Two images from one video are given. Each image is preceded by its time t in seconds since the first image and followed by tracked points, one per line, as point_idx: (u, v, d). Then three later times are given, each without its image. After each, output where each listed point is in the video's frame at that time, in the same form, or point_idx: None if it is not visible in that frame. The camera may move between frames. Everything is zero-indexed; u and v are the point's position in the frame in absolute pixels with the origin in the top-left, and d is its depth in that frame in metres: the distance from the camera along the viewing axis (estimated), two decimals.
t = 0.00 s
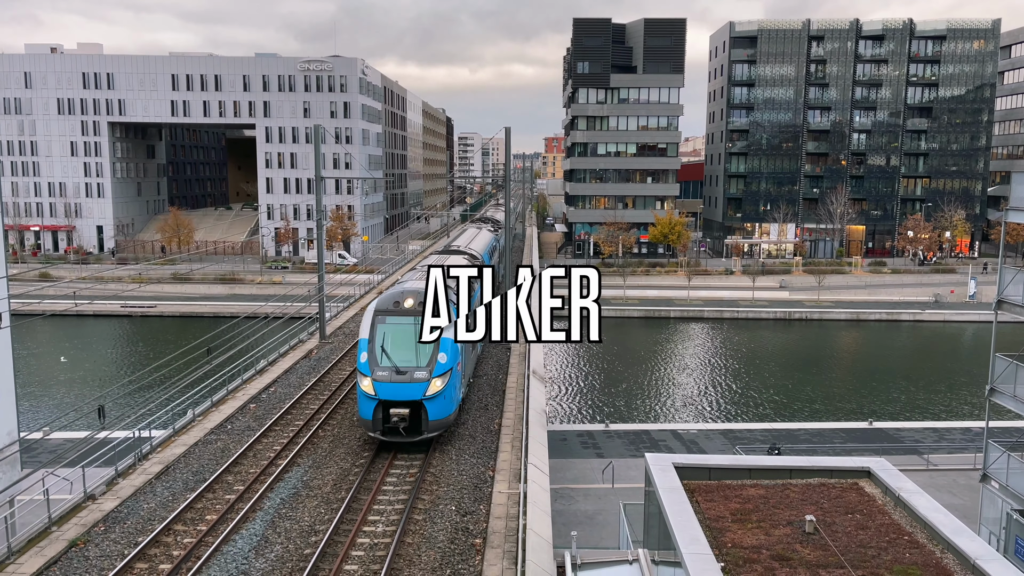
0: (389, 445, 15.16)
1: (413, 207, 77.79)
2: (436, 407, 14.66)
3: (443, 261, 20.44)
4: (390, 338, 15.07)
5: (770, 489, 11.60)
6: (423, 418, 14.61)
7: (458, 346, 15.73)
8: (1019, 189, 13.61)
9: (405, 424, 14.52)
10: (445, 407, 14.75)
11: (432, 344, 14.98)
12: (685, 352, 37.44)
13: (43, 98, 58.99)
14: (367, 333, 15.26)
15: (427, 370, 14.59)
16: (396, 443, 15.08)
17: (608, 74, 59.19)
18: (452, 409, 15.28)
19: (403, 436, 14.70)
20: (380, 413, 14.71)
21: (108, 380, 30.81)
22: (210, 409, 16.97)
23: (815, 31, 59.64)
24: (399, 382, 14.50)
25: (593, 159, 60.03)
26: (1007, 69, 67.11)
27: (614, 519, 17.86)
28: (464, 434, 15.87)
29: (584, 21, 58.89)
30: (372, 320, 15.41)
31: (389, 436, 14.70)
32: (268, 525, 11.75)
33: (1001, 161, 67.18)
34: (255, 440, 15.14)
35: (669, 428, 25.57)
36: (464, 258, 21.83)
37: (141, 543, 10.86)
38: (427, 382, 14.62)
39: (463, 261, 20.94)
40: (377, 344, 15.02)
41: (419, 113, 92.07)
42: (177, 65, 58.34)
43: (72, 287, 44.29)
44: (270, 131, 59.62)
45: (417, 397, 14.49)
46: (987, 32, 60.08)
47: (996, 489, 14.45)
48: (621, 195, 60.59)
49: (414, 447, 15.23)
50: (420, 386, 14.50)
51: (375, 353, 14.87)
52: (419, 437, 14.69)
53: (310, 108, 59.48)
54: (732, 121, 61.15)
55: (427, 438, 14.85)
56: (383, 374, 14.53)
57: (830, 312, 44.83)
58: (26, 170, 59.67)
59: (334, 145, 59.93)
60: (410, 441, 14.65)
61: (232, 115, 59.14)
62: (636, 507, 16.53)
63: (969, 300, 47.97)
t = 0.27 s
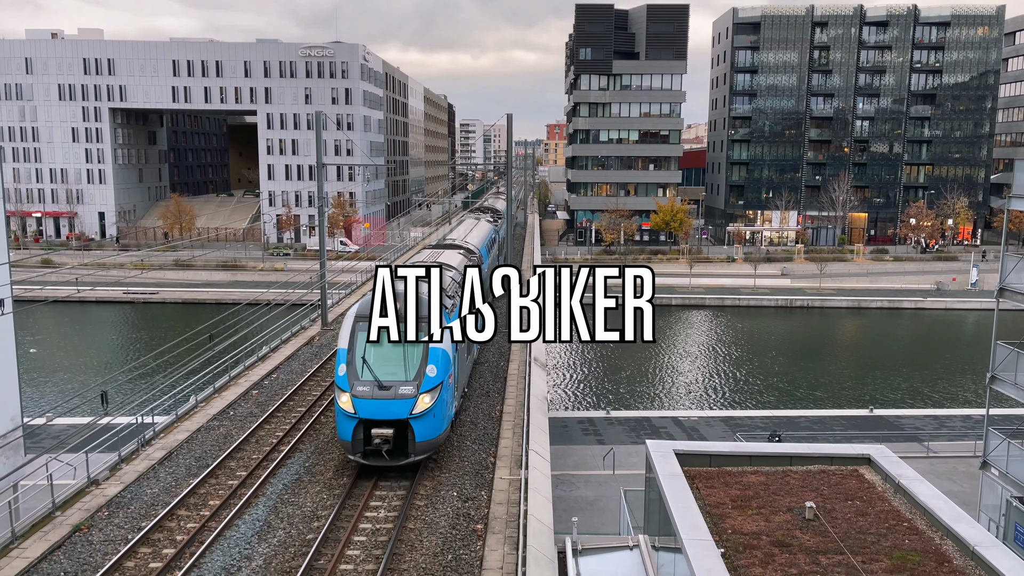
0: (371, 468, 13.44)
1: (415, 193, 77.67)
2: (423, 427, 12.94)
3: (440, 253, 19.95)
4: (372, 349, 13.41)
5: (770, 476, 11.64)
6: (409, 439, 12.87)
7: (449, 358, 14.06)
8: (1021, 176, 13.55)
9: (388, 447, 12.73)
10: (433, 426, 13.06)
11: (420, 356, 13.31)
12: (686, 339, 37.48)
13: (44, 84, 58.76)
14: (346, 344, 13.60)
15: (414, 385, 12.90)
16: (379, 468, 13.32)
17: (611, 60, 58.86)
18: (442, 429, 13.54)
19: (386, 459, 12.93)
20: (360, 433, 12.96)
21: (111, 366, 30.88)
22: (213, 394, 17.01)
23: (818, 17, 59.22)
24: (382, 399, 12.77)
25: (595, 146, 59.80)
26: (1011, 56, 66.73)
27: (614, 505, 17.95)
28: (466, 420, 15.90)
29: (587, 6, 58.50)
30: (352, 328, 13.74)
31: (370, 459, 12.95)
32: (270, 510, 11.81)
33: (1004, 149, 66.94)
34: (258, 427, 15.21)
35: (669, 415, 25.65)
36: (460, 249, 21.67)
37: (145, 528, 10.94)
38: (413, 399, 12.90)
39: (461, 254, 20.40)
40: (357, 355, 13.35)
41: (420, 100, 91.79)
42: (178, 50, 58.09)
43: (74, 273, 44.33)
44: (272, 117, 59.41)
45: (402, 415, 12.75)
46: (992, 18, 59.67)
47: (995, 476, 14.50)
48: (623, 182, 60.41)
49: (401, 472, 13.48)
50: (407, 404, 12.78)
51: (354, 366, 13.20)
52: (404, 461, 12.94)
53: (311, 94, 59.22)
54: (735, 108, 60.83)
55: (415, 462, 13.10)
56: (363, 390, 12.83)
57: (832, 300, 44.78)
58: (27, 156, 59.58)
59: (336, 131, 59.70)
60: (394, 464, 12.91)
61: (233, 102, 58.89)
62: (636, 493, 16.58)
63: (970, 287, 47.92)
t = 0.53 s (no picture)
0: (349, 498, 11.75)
1: (417, 178, 77.48)
2: (409, 453, 11.22)
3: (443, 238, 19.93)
4: (350, 362, 11.68)
5: (772, 460, 11.67)
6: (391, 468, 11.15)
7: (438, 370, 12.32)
8: None
9: (367, 477, 10.99)
10: (419, 451, 11.35)
11: (406, 369, 11.58)
12: (688, 324, 37.53)
13: (46, 67, 58.49)
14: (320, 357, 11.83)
15: (399, 405, 11.18)
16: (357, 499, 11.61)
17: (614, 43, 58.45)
18: (430, 455, 11.80)
19: (365, 490, 11.20)
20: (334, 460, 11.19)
21: (115, 349, 30.98)
22: (215, 378, 17.06)
23: None
24: (359, 422, 11.02)
25: (598, 130, 59.51)
26: (1016, 39, 66.16)
27: (616, 489, 18.02)
28: (468, 405, 15.92)
29: None
30: (327, 336, 12.00)
31: (347, 490, 11.21)
32: (273, 493, 11.87)
33: (1009, 133, 66.55)
34: (261, 411, 15.24)
35: (671, 399, 25.71)
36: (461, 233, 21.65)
37: (149, 510, 11.02)
38: (396, 422, 11.15)
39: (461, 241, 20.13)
40: (332, 370, 11.60)
41: (422, 83, 91.32)
42: (179, 33, 57.81)
43: (77, 258, 44.40)
44: (274, 101, 59.16)
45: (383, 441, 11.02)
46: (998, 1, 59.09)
47: (996, 460, 14.53)
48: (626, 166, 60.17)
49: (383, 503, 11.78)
50: (388, 427, 11.05)
51: (329, 382, 11.47)
52: (386, 492, 11.23)
53: (313, 78, 58.90)
54: (739, 92, 60.44)
55: (397, 494, 11.39)
56: (339, 411, 11.08)
57: (834, 285, 44.73)
58: (29, 140, 59.46)
59: (338, 115, 59.41)
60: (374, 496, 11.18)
61: (235, 85, 58.68)
62: (637, 477, 16.68)
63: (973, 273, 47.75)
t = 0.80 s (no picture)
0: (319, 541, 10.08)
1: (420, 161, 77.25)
2: (388, 493, 9.48)
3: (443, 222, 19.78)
4: (320, 385, 9.89)
5: (773, 443, 11.71)
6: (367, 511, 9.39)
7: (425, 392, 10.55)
8: None
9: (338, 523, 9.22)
10: (400, 491, 9.61)
11: (386, 393, 9.81)
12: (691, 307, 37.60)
13: (48, 49, 58.19)
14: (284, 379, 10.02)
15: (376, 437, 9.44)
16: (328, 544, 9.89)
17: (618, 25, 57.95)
18: (413, 493, 10.04)
19: (335, 537, 9.45)
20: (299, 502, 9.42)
21: (119, 332, 31.05)
22: (219, 360, 17.10)
23: None
24: (328, 458, 9.25)
25: (601, 113, 59.12)
26: None
27: (618, 471, 18.08)
28: (471, 388, 15.97)
29: None
30: (293, 353, 10.21)
31: (314, 538, 9.46)
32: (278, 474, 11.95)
33: (1015, 116, 66.05)
34: (265, 393, 15.30)
35: (673, 382, 25.74)
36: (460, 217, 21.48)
37: (154, 490, 11.12)
38: (373, 457, 9.39)
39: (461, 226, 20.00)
40: (297, 395, 9.83)
41: (425, 65, 90.76)
42: (181, 14, 57.50)
43: (80, 240, 44.43)
44: (276, 83, 58.83)
45: (357, 481, 9.27)
46: None
47: (998, 444, 14.57)
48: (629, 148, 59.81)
49: (360, 550, 10.06)
50: (364, 464, 9.30)
51: (293, 410, 9.69)
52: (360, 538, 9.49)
53: (315, 60, 58.53)
54: (744, 75, 59.99)
55: (374, 539, 9.65)
56: (305, 445, 9.34)
57: (838, 269, 44.62)
58: (32, 121, 59.29)
59: (340, 97, 59.03)
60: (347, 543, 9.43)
61: (237, 67, 58.43)
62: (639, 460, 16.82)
63: (978, 256, 47.47)
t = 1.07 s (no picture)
0: None
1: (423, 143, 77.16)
2: (357, 559, 7.85)
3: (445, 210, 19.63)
4: (274, 425, 8.19)
5: (776, 427, 11.73)
6: None
7: (404, 430, 8.91)
8: None
9: None
10: (371, 555, 7.97)
11: (353, 436, 8.13)
12: (694, 291, 37.61)
13: (49, 30, 57.78)
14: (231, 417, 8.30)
15: (342, 490, 7.82)
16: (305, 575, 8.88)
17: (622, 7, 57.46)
18: (388, 554, 8.37)
19: None
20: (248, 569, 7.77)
21: (123, 314, 31.14)
22: (223, 343, 17.13)
23: None
24: (283, 518, 7.62)
25: (605, 96, 58.75)
26: None
27: (620, 454, 18.16)
28: (474, 371, 16.02)
29: None
30: (243, 385, 8.51)
31: None
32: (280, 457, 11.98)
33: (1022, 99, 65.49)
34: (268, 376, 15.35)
35: (675, 366, 25.79)
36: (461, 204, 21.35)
37: (159, 472, 11.18)
38: (338, 516, 7.75)
39: (463, 212, 19.84)
40: (246, 437, 8.14)
41: (428, 47, 90.24)
42: None
43: (83, 222, 44.46)
44: (278, 65, 58.38)
45: (316, 545, 7.63)
46: None
47: (1000, 428, 14.58)
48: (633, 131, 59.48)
49: None
50: (325, 525, 7.66)
51: (241, 456, 8.03)
52: None
53: (318, 42, 58.15)
54: (748, 57, 59.54)
55: None
56: (255, 500, 7.70)
57: (842, 253, 44.55)
58: (34, 104, 59.14)
59: (342, 80, 58.63)
60: None
61: (240, 49, 58.14)
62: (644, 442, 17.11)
63: (982, 241, 47.29)
